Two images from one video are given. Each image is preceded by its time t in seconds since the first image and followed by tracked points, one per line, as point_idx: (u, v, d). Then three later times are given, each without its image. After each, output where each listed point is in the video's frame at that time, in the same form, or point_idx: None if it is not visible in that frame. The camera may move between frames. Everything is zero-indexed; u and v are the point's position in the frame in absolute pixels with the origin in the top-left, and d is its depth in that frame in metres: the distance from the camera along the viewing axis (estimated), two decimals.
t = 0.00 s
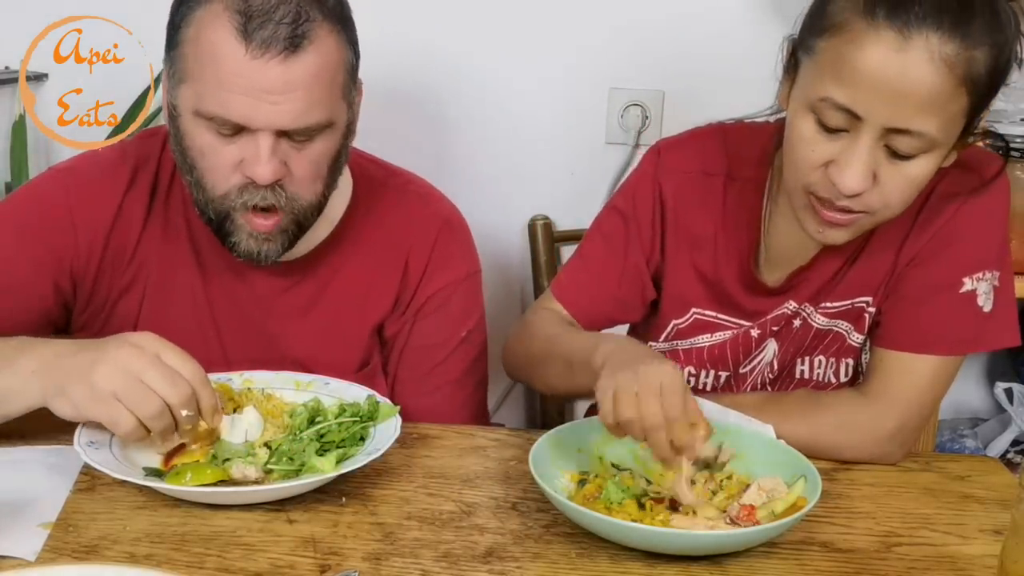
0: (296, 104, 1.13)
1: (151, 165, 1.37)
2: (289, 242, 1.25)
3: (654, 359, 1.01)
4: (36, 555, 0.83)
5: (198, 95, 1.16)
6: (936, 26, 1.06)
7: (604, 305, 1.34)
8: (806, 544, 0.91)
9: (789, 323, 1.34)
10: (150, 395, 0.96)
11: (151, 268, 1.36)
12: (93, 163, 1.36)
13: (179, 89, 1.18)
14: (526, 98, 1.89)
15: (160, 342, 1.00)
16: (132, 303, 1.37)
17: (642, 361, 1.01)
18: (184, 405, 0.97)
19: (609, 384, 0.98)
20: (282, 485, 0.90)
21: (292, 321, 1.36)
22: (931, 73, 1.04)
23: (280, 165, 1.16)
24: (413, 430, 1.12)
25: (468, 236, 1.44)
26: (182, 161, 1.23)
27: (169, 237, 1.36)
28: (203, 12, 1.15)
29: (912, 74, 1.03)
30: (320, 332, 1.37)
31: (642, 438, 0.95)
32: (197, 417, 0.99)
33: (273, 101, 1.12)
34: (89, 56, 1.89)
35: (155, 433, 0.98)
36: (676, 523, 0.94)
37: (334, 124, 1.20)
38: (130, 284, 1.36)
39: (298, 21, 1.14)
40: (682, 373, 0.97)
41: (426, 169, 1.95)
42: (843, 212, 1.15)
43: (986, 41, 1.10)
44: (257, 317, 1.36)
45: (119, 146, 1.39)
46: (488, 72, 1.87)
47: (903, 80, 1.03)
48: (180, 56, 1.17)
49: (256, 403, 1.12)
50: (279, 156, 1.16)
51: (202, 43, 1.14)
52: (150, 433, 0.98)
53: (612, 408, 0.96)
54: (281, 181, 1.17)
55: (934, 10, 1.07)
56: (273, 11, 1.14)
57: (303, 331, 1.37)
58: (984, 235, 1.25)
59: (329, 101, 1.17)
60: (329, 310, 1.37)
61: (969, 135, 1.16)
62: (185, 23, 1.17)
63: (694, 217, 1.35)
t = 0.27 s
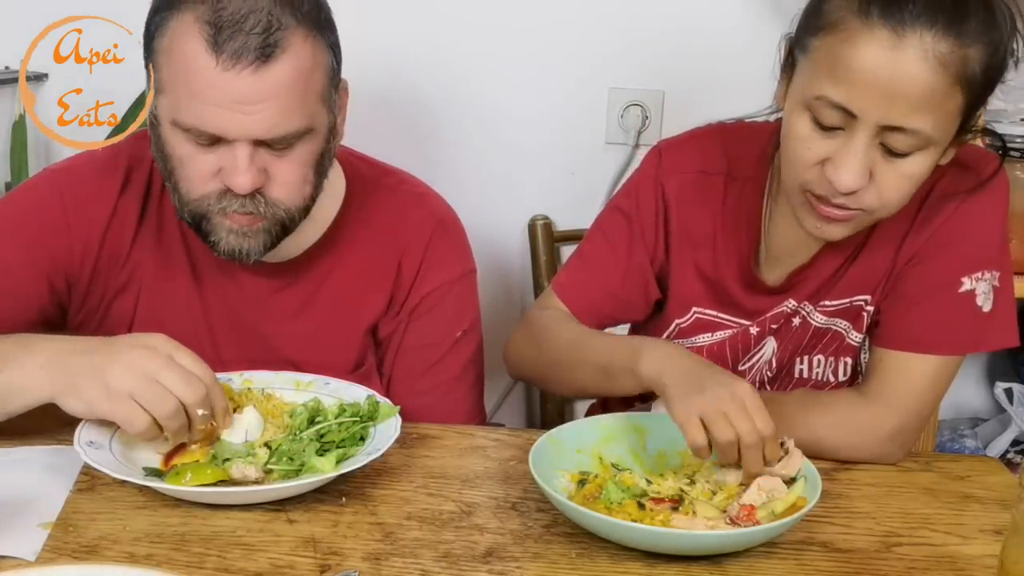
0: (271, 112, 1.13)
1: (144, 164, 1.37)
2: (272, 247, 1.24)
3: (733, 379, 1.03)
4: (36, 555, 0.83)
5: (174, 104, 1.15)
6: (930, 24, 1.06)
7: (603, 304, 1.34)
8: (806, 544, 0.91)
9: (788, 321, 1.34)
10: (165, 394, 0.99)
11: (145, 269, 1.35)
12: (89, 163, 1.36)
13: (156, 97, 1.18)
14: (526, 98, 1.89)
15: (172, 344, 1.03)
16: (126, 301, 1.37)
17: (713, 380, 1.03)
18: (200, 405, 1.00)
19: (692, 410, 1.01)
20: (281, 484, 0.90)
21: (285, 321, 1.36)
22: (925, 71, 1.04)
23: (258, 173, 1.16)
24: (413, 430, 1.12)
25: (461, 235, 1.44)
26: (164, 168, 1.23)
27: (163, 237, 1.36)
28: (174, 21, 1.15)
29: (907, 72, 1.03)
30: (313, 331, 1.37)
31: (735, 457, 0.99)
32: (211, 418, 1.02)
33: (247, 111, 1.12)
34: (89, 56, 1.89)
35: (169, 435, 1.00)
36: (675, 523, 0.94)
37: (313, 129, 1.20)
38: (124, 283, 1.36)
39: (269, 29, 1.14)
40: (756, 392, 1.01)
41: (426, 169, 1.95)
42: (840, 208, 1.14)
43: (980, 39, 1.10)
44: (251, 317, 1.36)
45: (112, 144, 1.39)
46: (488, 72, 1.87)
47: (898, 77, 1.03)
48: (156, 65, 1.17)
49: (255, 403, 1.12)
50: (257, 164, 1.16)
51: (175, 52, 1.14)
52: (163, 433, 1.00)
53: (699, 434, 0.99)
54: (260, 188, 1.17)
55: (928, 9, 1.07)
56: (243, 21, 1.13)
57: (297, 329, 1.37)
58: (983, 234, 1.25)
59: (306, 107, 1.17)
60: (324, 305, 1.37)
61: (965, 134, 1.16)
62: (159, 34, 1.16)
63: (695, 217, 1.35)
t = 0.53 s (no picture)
0: (264, 120, 1.13)
1: (144, 165, 1.37)
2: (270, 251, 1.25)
3: (670, 360, 0.99)
4: (36, 555, 0.84)
5: (168, 111, 1.16)
6: (931, 27, 1.06)
7: (604, 305, 1.33)
8: (806, 544, 0.91)
9: (790, 322, 1.34)
10: (174, 402, 0.98)
11: (144, 269, 1.35)
12: (89, 164, 1.36)
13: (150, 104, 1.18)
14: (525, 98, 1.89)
15: (180, 354, 1.02)
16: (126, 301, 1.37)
17: (655, 361, 1.00)
18: (209, 412, 0.99)
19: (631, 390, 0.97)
20: (281, 485, 0.90)
21: (285, 321, 1.37)
22: (927, 74, 1.04)
23: (254, 179, 1.17)
24: (413, 430, 1.12)
25: (459, 234, 1.44)
26: (161, 172, 1.23)
27: (162, 237, 1.36)
28: (167, 28, 1.15)
29: (909, 74, 1.03)
30: (312, 333, 1.37)
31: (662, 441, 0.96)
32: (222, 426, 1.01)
33: (241, 119, 1.12)
34: (89, 56, 1.89)
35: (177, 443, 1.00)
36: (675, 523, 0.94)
37: (308, 134, 1.20)
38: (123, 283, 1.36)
39: (262, 35, 1.14)
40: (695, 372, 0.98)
41: (426, 170, 1.95)
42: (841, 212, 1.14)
43: (981, 42, 1.10)
44: (251, 318, 1.36)
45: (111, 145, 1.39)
46: (488, 72, 1.87)
47: (899, 80, 1.03)
48: (150, 72, 1.17)
49: (256, 403, 1.13)
50: (252, 170, 1.16)
51: (168, 59, 1.14)
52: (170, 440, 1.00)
53: (639, 413, 0.95)
54: (256, 195, 1.18)
55: (930, 12, 1.07)
56: (234, 28, 1.13)
57: (296, 329, 1.37)
58: (983, 234, 1.25)
59: (301, 112, 1.17)
60: (324, 305, 1.37)
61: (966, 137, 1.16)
62: (152, 41, 1.16)
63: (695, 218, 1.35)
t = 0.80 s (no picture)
0: (265, 123, 1.13)
1: (144, 164, 1.37)
2: (272, 252, 1.25)
3: (674, 414, 0.96)
4: (36, 555, 0.84)
5: (169, 115, 1.16)
6: (933, 26, 1.06)
7: (605, 307, 1.33)
8: (806, 544, 0.91)
9: (792, 324, 1.34)
10: (189, 394, 1.00)
11: (145, 269, 1.35)
12: (89, 162, 1.36)
13: (152, 107, 1.18)
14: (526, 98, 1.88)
15: (192, 347, 1.04)
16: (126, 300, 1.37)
17: (662, 412, 0.96)
18: (224, 401, 1.01)
19: (628, 441, 0.94)
20: (282, 485, 0.90)
21: (285, 320, 1.37)
22: (929, 73, 1.04)
23: (256, 182, 1.17)
24: (413, 430, 1.12)
25: (458, 233, 1.44)
26: (162, 174, 1.24)
27: (162, 235, 1.36)
28: (167, 32, 1.14)
29: (910, 74, 1.03)
30: (311, 333, 1.37)
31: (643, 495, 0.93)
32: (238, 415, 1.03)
33: (243, 124, 1.12)
34: (89, 56, 1.89)
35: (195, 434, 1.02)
36: (675, 523, 0.94)
37: (309, 137, 1.20)
38: (124, 282, 1.36)
39: (263, 40, 1.13)
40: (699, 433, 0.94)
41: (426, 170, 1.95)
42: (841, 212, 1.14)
43: (983, 42, 1.10)
44: (251, 317, 1.36)
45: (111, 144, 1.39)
46: (488, 72, 1.87)
47: (900, 80, 1.03)
48: (151, 76, 1.17)
49: (256, 402, 1.13)
50: (254, 173, 1.16)
51: (169, 64, 1.14)
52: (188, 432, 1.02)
53: (628, 467, 0.93)
54: (259, 197, 1.18)
55: (932, 11, 1.07)
56: (235, 32, 1.13)
57: (296, 329, 1.37)
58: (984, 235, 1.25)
59: (301, 115, 1.17)
60: (324, 305, 1.37)
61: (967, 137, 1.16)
62: (151, 46, 1.16)
63: (697, 218, 1.34)
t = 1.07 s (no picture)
0: (270, 132, 1.13)
1: (144, 165, 1.37)
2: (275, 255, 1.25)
3: (679, 360, 0.99)
4: (36, 555, 0.84)
5: (173, 123, 1.16)
6: (934, 30, 1.06)
7: (598, 308, 1.33)
8: (806, 544, 0.91)
9: (791, 325, 1.34)
10: (188, 404, 0.99)
11: (145, 270, 1.35)
12: (89, 164, 1.36)
13: (155, 113, 1.18)
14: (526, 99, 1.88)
15: (193, 356, 1.03)
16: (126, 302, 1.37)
17: (666, 361, 1.00)
18: (222, 412, 1.00)
19: (649, 401, 0.96)
20: (282, 485, 0.90)
21: (286, 321, 1.37)
22: (929, 77, 1.04)
23: (260, 188, 1.17)
24: (413, 430, 1.12)
25: (458, 233, 1.44)
26: (164, 178, 1.24)
27: (162, 236, 1.36)
28: (171, 39, 1.14)
29: (910, 77, 1.03)
30: (312, 334, 1.37)
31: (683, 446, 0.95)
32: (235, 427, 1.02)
33: (248, 133, 1.12)
34: (89, 56, 1.89)
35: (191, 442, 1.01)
36: (675, 523, 0.94)
37: (314, 143, 1.20)
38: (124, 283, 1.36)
39: (268, 48, 1.13)
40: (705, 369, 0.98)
41: (426, 170, 1.95)
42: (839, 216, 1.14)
43: (983, 45, 1.10)
44: (252, 319, 1.36)
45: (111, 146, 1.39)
46: (488, 72, 1.87)
47: (900, 84, 1.03)
48: (154, 82, 1.17)
49: (256, 403, 1.13)
50: (259, 180, 1.16)
51: (173, 72, 1.13)
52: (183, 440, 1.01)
53: (658, 423, 0.95)
54: (263, 203, 1.18)
55: (933, 14, 1.07)
56: (240, 42, 1.13)
57: (297, 330, 1.37)
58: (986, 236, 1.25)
59: (305, 121, 1.17)
60: (324, 306, 1.37)
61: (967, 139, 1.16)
62: (154, 53, 1.16)
63: (695, 219, 1.34)
